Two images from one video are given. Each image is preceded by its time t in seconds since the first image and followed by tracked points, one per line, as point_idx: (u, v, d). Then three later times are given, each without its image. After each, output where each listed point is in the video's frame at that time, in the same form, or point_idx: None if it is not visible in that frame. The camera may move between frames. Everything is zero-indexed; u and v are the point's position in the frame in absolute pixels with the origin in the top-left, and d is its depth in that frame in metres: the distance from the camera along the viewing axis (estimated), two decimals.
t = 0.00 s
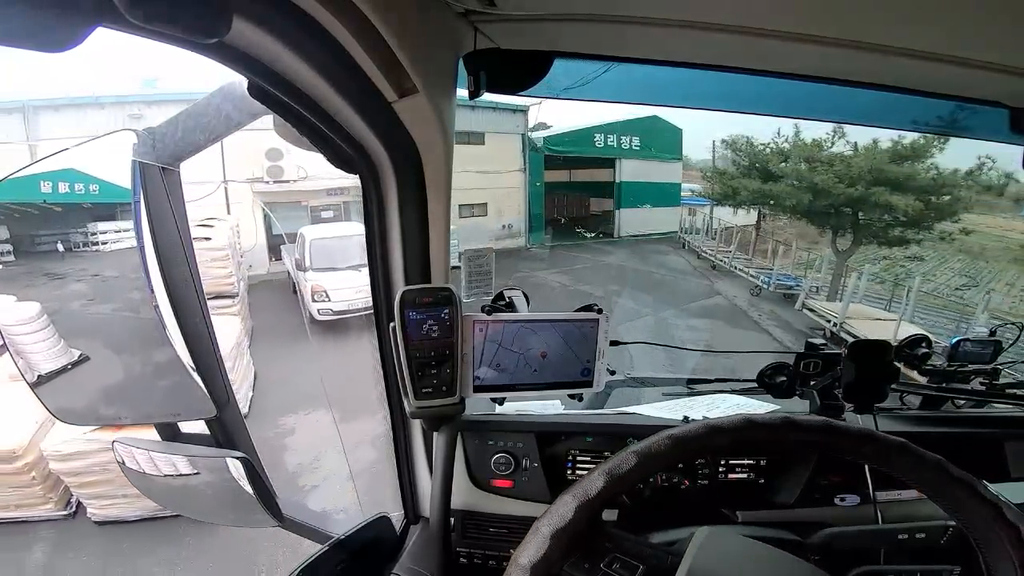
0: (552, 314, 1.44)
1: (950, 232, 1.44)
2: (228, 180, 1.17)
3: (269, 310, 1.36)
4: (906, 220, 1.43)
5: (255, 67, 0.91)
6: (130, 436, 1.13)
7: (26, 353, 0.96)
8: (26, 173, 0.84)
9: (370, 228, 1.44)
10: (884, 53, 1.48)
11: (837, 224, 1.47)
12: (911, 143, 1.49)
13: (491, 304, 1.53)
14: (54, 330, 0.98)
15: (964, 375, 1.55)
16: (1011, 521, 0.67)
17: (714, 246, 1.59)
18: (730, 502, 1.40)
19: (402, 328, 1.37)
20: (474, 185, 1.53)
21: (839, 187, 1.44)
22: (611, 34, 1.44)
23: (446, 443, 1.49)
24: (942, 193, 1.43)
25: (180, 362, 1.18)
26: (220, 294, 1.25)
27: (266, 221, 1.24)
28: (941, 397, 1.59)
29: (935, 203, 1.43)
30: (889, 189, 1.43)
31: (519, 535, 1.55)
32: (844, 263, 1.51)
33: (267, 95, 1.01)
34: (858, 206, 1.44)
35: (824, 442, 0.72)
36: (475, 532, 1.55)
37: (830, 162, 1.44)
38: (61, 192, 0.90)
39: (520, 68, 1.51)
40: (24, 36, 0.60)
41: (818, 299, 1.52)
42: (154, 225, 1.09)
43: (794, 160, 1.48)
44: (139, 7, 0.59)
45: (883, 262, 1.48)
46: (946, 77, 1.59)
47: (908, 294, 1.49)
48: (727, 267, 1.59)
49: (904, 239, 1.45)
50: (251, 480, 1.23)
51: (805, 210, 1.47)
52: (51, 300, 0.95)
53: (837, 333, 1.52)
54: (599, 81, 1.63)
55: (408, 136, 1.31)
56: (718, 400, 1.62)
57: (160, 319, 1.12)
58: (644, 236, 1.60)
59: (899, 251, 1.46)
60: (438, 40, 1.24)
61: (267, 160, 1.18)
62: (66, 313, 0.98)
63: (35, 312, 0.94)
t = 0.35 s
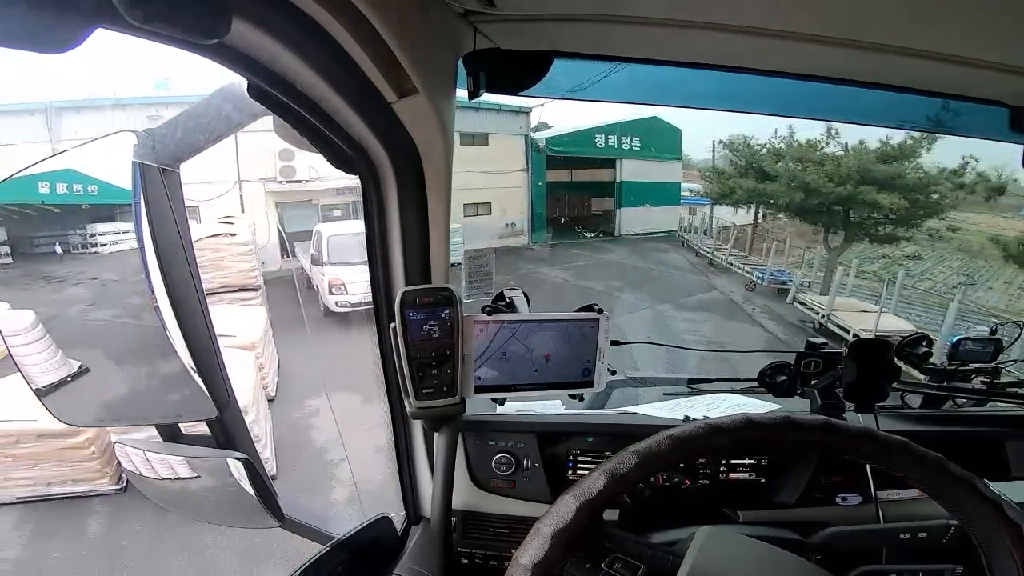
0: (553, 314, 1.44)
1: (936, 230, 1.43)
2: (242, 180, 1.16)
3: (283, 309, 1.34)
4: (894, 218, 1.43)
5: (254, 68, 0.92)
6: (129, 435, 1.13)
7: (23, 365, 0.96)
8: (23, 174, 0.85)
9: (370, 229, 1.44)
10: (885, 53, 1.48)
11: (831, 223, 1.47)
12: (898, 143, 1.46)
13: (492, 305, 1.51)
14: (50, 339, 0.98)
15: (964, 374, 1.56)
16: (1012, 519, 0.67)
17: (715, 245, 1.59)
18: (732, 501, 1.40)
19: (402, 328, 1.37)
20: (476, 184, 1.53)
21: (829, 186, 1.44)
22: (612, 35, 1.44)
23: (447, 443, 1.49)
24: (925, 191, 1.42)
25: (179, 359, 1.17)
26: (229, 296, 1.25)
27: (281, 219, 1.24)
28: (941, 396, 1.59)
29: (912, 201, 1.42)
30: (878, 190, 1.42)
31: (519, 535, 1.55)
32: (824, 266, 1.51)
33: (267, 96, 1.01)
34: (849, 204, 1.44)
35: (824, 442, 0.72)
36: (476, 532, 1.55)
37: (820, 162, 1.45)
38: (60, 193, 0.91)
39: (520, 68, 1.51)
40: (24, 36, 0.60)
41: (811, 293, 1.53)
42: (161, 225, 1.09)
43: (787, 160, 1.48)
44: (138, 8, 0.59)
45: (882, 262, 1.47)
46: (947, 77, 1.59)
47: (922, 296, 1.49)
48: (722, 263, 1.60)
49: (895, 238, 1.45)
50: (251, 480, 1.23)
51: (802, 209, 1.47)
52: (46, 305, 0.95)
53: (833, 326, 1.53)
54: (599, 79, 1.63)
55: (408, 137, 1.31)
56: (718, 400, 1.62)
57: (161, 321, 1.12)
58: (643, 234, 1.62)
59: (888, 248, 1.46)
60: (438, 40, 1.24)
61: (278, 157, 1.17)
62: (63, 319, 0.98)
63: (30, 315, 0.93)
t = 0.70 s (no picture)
0: (553, 315, 1.44)
1: (923, 228, 1.44)
2: (254, 180, 1.18)
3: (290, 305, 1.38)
4: (883, 216, 1.44)
5: (255, 68, 0.92)
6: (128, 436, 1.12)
7: (19, 374, 0.95)
8: (18, 172, 0.84)
9: (370, 229, 1.45)
10: (885, 53, 1.48)
11: (824, 221, 1.47)
12: (886, 143, 1.46)
13: (491, 305, 1.52)
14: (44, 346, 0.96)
15: (964, 375, 1.56)
16: (1011, 519, 0.67)
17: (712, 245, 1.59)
18: (733, 501, 1.40)
19: (402, 328, 1.37)
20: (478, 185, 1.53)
21: (819, 185, 1.45)
22: (612, 34, 1.43)
23: (447, 443, 1.49)
24: (913, 189, 1.43)
25: (179, 360, 1.16)
26: (244, 293, 1.28)
27: (290, 217, 1.28)
28: (941, 396, 1.59)
29: (899, 200, 1.43)
30: (861, 188, 1.44)
31: (519, 535, 1.55)
32: (802, 269, 1.52)
33: (267, 96, 1.02)
34: (838, 203, 1.45)
35: (824, 442, 0.72)
36: (476, 532, 1.55)
37: (811, 162, 1.47)
38: (56, 192, 0.89)
39: (520, 67, 1.50)
40: (24, 36, 0.60)
41: (799, 287, 1.53)
42: (171, 222, 1.10)
43: (782, 160, 1.48)
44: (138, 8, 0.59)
45: (880, 262, 1.45)
46: (947, 76, 1.59)
47: (902, 289, 1.47)
48: (720, 259, 1.59)
49: (885, 234, 1.45)
50: (252, 479, 1.22)
51: (803, 209, 1.47)
52: (45, 307, 0.95)
53: (846, 334, 1.53)
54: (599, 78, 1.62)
55: (408, 136, 1.32)
56: (718, 400, 1.62)
57: (161, 318, 1.10)
58: (641, 234, 1.61)
59: (877, 245, 1.45)
60: (438, 40, 1.24)
61: (292, 159, 1.21)
62: (61, 323, 0.97)
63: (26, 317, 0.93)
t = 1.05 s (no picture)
0: (554, 315, 1.44)
1: (912, 225, 1.46)
2: (267, 179, 1.20)
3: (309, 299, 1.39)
4: (872, 214, 1.46)
5: (254, 69, 0.92)
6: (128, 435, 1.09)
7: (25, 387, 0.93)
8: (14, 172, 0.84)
9: (370, 229, 1.45)
10: (886, 53, 1.48)
11: (819, 220, 1.48)
12: (877, 143, 1.49)
13: (491, 304, 1.53)
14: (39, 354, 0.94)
15: (964, 374, 1.55)
16: (1012, 519, 0.67)
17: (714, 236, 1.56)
18: (733, 501, 1.40)
19: (401, 328, 1.37)
20: (483, 184, 1.53)
21: (810, 185, 1.47)
22: (612, 34, 1.43)
23: (447, 443, 1.50)
24: (903, 190, 1.46)
25: (179, 362, 1.15)
26: (264, 285, 1.29)
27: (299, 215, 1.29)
28: (941, 395, 1.59)
29: (888, 199, 1.46)
30: (854, 188, 1.45)
31: (519, 535, 1.55)
32: (790, 269, 1.55)
33: (267, 96, 1.02)
34: (829, 201, 1.46)
35: (824, 442, 0.72)
36: (476, 532, 1.55)
37: (804, 161, 1.47)
38: (54, 192, 0.89)
39: (520, 68, 1.50)
40: (24, 36, 0.60)
41: (806, 285, 1.55)
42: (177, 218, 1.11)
43: (779, 160, 1.49)
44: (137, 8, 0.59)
45: (877, 260, 1.49)
46: (948, 77, 1.59)
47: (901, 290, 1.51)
48: (719, 257, 1.59)
49: (875, 232, 1.48)
50: (251, 480, 1.25)
51: (801, 209, 1.48)
52: (43, 310, 0.94)
53: (835, 327, 1.54)
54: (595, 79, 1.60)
55: (408, 137, 1.32)
56: (718, 400, 1.62)
57: (160, 318, 1.09)
58: (643, 234, 1.59)
59: (870, 243, 1.48)
60: (437, 41, 1.24)
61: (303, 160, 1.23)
62: (56, 331, 0.95)
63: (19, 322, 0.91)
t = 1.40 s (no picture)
0: (554, 315, 1.44)
1: (904, 224, 1.47)
2: (280, 177, 1.21)
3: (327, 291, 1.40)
4: (864, 213, 1.47)
5: (254, 69, 0.92)
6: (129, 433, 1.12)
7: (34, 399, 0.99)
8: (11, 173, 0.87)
9: (370, 229, 1.45)
10: (887, 52, 1.48)
11: (820, 219, 1.49)
12: (866, 144, 1.49)
13: (491, 304, 1.54)
14: (27, 361, 0.95)
15: (965, 373, 1.55)
16: (1013, 518, 0.67)
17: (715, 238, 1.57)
18: (733, 500, 1.40)
19: (402, 328, 1.37)
20: (485, 184, 1.52)
21: (803, 185, 1.48)
22: (612, 34, 1.43)
23: (447, 444, 1.51)
24: (904, 190, 1.46)
25: (180, 363, 1.14)
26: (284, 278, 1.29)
27: (311, 211, 1.30)
28: (941, 395, 1.59)
29: (875, 198, 1.46)
30: (848, 187, 1.47)
31: (520, 535, 1.55)
32: (812, 265, 1.53)
33: (267, 96, 1.01)
34: (821, 200, 1.47)
35: (825, 441, 0.72)
36: (476, 532, 1.54)
37: (798, 161, 1.49)
38: (51, 193, 0.91)
39: (520, 68, 1.50)
40: (24, 37, 0.60)
41: (788, 279, 1.55)
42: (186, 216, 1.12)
43: (777, 160, 1.50)
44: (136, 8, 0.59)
45: (875, 259, 1.48)
46: (951, 76, 1.58)
47: (892, 285, 1.50)
48: (717, 255, 1.59)
49: (867, 230, 1.48)
50: (252, 479, 1.25)
51: (799, 208, 1.49)
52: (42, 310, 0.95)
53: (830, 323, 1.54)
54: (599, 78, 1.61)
55: (408, 137, 1.32)
56: (718, 400, 1.62)
57: (160, 320, 1.09)
58: (643, 232, 1.60)
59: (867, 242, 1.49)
60: (437, 41, 1.24)
61: (316, 160, 1.25)
62: (54, 333, 0.96)
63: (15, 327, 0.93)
